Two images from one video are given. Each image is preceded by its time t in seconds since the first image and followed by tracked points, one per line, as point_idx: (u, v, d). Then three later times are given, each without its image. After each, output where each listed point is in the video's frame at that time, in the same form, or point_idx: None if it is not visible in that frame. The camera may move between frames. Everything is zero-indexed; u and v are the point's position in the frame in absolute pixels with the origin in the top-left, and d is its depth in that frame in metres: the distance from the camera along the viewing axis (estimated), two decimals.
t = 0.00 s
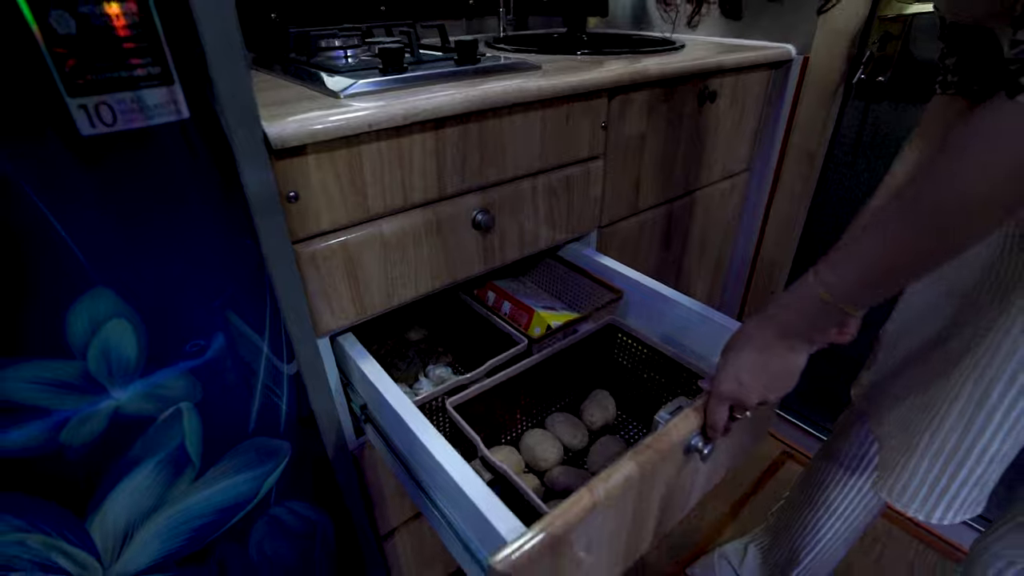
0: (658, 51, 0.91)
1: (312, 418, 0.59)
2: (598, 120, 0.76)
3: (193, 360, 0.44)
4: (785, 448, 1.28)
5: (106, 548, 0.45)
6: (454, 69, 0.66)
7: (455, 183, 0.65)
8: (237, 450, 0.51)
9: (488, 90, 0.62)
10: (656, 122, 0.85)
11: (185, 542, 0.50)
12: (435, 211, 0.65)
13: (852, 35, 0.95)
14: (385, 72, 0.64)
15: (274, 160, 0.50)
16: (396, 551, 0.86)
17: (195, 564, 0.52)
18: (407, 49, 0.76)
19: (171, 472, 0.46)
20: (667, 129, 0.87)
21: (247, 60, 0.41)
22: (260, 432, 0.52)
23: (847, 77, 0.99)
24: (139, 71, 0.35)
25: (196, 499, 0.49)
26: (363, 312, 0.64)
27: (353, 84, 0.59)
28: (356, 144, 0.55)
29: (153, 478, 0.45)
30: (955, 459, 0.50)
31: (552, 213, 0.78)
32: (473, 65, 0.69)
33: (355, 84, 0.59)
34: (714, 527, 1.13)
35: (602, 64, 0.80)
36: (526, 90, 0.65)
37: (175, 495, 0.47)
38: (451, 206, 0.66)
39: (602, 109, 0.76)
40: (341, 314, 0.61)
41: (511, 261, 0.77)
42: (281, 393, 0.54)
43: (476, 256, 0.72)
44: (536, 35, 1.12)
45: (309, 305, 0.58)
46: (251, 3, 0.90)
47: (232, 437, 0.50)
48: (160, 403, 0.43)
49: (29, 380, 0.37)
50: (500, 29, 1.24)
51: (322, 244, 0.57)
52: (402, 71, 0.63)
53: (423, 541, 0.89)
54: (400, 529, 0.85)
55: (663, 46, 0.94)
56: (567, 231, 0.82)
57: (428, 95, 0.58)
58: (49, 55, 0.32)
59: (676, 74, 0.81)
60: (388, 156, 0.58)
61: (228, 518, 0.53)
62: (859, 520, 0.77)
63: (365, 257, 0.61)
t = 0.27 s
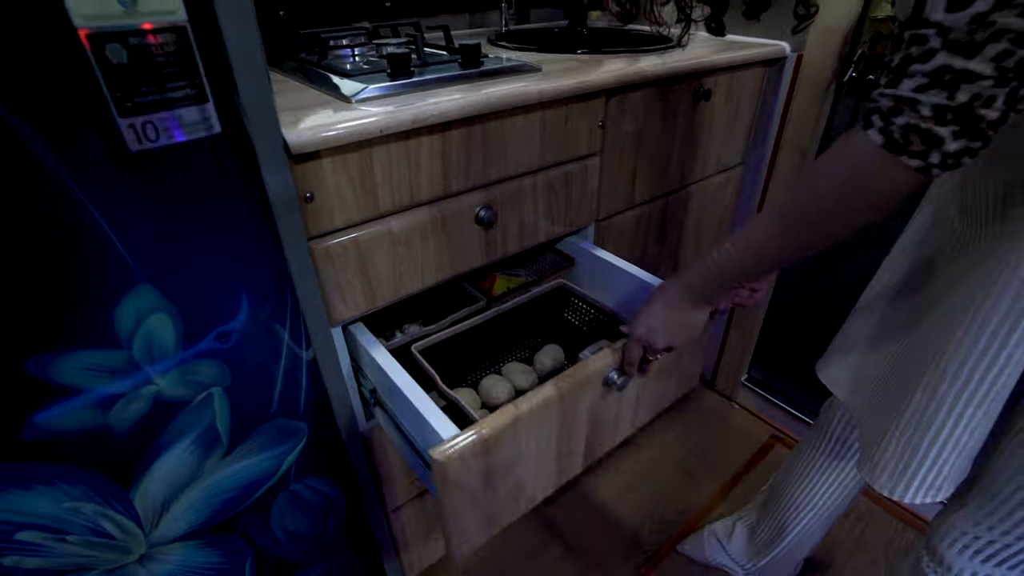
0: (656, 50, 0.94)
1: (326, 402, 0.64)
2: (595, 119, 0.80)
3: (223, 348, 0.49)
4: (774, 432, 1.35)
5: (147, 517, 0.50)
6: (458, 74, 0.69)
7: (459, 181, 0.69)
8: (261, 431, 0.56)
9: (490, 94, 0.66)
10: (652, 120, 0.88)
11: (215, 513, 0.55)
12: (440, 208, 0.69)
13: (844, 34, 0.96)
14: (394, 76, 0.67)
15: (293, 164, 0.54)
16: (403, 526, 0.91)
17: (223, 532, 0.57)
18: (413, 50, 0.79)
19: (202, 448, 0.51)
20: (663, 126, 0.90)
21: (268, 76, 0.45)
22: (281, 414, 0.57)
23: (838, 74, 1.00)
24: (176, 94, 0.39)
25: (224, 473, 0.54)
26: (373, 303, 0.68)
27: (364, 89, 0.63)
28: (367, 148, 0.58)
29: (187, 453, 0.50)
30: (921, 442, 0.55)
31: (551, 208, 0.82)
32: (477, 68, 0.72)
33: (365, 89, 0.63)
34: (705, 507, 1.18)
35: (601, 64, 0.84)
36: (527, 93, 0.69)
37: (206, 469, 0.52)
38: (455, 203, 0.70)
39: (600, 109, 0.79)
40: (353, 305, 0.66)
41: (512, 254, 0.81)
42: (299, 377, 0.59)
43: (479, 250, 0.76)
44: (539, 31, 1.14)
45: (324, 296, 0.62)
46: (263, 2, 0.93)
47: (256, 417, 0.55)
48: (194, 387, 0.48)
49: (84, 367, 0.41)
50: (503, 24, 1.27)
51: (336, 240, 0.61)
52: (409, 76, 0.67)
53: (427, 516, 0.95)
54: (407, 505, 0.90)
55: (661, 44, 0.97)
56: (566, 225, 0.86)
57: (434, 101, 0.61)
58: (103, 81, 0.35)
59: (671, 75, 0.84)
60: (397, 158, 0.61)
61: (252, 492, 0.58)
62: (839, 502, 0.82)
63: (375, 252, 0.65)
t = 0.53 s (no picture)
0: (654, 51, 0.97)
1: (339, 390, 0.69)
2: (593, 121, 0.83)
3: (248, 341, 0.54)
4: (763, 419, 1.41)
5: (180, 494, 0.55)
6: (462, 81, 0.73)
7: (463, 183, 0.73)
8: (281, 417, 0.60)
9: (492, 102, 0.70)
10: (648, 121, 0.92)
11: (240, 491, 0.60)
12: (445, 208, 0.73)
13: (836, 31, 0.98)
14: (401, 83, 0.71)
15: (309, 170, 0.58)
16: (409, 505, 0.97)
17: (247, 509, 0.62)
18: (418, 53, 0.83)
19: (229, 432, 0.56)
20: (658, 126, 0.94)
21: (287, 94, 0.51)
22: (299, 401, 0.62)
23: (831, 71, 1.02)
24: (208, 116, 0.43)
25: (248, 455, 0.59)
26: (382, 297, 0.72)
27: (373, 97, 0.67)
28: (377, 154, 0.62)
29: (214, 438, 0.55)
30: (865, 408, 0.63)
31: (550, 207, 0.86)
32: (479, 74, 0.76)
33: (374, 97, 0.67)
34: (696, 489, 1.24)
35: (599, 67, 0.87)
36: (528, 99, 0.72)
37: (232, 451, 0.57)
38: (459, 203, 0.74)
39: (597, 112, 0.83)
40: (363, 300, 0.70)
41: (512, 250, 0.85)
42: (315, 368, 0.63)
43: (482, 246, 0.80)
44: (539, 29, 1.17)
45: (337, 292, 0.67)
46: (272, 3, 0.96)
47: (277, 405, 0.59)
48: (222, 377, 0.53)
49: (127, 359, 0.46)
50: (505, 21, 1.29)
51: (348, 240, 0.65)
52: (416, 83, 0.70)
53: (431, 496, 1.00)
54: (411, 486, 0.96)
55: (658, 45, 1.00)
56: (564, 223, 0.90)
57: (439, 109, 0.65)
58: (146, 107, 0.40)
59: (667, 77, 0.88)
60: (405, 163, 0.65)
61: (273, 473, 0.63)
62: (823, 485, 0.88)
63: (384, 250, 0.69)
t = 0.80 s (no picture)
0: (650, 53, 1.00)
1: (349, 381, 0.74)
2: (588, 124, 0.87)
3: (267, 337, 0.59)
4: (754, 407, 1.46)
5: (206, 476, 0.60)
6: (463, 88, 0.77)
7: (465, 185, 0.77)
8: (297, 406, 0.65)
9: (492, 109, 0.73)
10: (643, 122, 0.95)
11: (259, 473, 0.65)
12: (447, 209, 0.77)
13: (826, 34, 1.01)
14: (405, 91, 0.75)
15: (321, 177, 0.62)
16: (413, 487, 1.03)
17: (265, 490, 0.67)
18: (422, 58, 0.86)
19: (251, 419, 0.61)
20: (653, 127, 0.97)
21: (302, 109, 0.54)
22: (313, 391, 0.67)
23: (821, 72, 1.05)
24: (232, 136, 0.47)
25: (267, 441, 0.64)
26: (388, 293, 0.77)
27: (379, 105, 0.71)
28: (384, 160, 0.67)
29: (237, 425, 0.60)
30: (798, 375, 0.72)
31: (547, 206, 0.90)
32: (480, 81, 0.80)
33: (381, 105, 0.71)
34: (687, 473, 1.30)
35: (596, 71, 0.90)
36: (527, 105, 0.76)
37: (253, 437, 0.62)
38: (461, 204, 0.78)
39: (592, 115, 0.87)
40: (370, 296, 0.75)
41: (511, 247, 0.89)
42: (328, 360, 0.68)
43: (482, 244, 0.84)
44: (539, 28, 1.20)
45: (347, 289, 0.71)
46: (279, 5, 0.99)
47: (293, 395, 0.64)
48: (244, 370, 0.58)
49: (161, 355, 0.51)
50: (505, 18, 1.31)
51: (357, 240, 0.69)
52: (420, 91, 0.74)
53: (434, 479, 1.06)
54: (415, 469, 1.01)
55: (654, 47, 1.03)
56: (561, 220, 0.94)
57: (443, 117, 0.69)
58: (179, 130, 0.44)
59: (661, 80, 0.91)
60: (410, 168, 0.69)
61: (290, 457, 0.68)
62: (797, 465, 0.94)
63: (390, 249, 0.73)
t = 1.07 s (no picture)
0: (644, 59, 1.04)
1: (360, 375, 0.79)
2: (584, 130, 0.92)
3: (288, 335, 0.64)
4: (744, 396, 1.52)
5: (232, 460, 0.66)
6: (466, 99, 0.81)
7: (467, 190, 0.82)
8: (314, 397, 0.71)
9: (492, 120, 0.78)
10: (637, 126, 0.99)
11: (279, 458, 0.71)
12: (451, 213, 0.82)
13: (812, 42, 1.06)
14: (411, 102, 0.79)
15: (334, 187, 0.67)
16: (417, 471, 1.09)
17: (284, 474, 0.73)
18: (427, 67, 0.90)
19: (272, 409, 0.66)
20: (646, 131, 1.02)
21: (318, 126, 0.58)
22: (329, 384, 0.72)
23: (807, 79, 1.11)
24: (257, 157, 0.52)
25: (287, 428, 0.70)
26: (396, 291, 0.82)
27: (387, 116, 0.76)
28: (392, 169, 0.71)
29: (260, 415, 0.66)
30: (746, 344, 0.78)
31: (544, 208, 0.95)
32: (481, 91, 0.84)
33: (388, 117, 0.75)
34: (678, 459, 1.36)
35: (592, 79, 0.94)
36: (525, 115, 0.81)
37: (274, 426, 0.68)
38: (464, 208, 0.83)
39: (588, 122, 0.91)
40: (378, 294, 0.80)
41: (510, 246, 0.94)
42: (343, 355, 0.73)
43: (483, 244, 0.90)
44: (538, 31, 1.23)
45: (357, 289, 0.77)
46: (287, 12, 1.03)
47: (310, 387, 0.70)
48: (267, 365, 0.63)
49: (193, 352, 0.56)
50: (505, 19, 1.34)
51: (367, 244, 0.74)
52: (424, 103, 0.79)
53: (437, 464, 1.12)
54: (419, 455, 1.07)
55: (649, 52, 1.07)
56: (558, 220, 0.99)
57: (447, 129, 0.74)
58: (212, 153, 0.49)
59: (654, 87, 0.95)
60: (415, 176, 0.74)
61: (307, 443, 0.74)
62: (769, 449, 1.00)
63: (397, 252, 0.78)
